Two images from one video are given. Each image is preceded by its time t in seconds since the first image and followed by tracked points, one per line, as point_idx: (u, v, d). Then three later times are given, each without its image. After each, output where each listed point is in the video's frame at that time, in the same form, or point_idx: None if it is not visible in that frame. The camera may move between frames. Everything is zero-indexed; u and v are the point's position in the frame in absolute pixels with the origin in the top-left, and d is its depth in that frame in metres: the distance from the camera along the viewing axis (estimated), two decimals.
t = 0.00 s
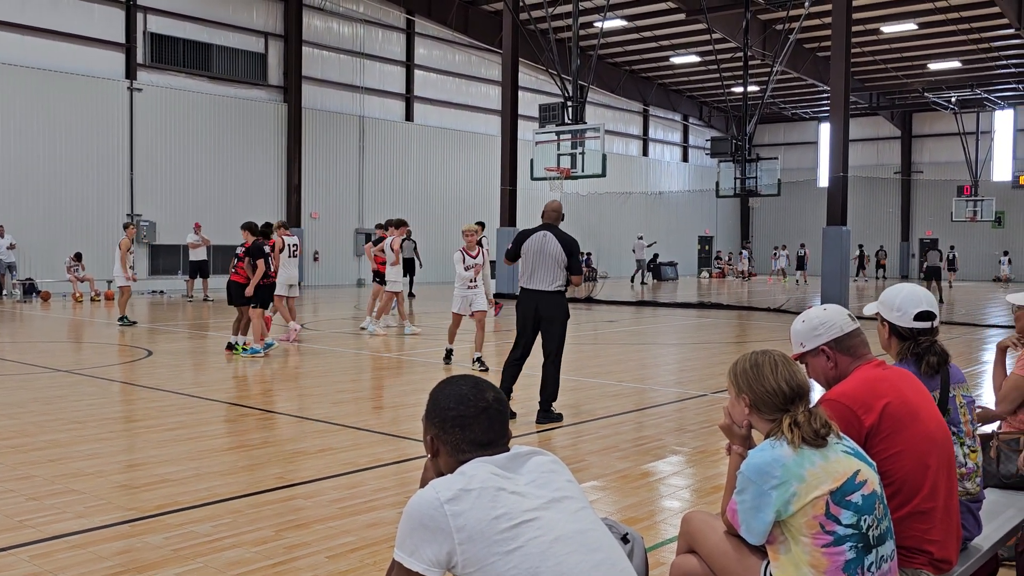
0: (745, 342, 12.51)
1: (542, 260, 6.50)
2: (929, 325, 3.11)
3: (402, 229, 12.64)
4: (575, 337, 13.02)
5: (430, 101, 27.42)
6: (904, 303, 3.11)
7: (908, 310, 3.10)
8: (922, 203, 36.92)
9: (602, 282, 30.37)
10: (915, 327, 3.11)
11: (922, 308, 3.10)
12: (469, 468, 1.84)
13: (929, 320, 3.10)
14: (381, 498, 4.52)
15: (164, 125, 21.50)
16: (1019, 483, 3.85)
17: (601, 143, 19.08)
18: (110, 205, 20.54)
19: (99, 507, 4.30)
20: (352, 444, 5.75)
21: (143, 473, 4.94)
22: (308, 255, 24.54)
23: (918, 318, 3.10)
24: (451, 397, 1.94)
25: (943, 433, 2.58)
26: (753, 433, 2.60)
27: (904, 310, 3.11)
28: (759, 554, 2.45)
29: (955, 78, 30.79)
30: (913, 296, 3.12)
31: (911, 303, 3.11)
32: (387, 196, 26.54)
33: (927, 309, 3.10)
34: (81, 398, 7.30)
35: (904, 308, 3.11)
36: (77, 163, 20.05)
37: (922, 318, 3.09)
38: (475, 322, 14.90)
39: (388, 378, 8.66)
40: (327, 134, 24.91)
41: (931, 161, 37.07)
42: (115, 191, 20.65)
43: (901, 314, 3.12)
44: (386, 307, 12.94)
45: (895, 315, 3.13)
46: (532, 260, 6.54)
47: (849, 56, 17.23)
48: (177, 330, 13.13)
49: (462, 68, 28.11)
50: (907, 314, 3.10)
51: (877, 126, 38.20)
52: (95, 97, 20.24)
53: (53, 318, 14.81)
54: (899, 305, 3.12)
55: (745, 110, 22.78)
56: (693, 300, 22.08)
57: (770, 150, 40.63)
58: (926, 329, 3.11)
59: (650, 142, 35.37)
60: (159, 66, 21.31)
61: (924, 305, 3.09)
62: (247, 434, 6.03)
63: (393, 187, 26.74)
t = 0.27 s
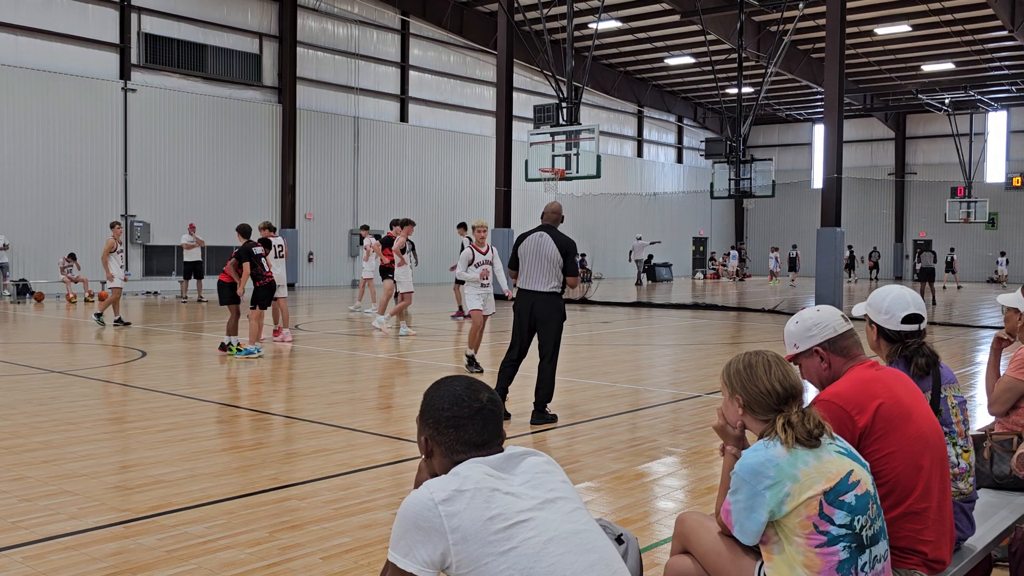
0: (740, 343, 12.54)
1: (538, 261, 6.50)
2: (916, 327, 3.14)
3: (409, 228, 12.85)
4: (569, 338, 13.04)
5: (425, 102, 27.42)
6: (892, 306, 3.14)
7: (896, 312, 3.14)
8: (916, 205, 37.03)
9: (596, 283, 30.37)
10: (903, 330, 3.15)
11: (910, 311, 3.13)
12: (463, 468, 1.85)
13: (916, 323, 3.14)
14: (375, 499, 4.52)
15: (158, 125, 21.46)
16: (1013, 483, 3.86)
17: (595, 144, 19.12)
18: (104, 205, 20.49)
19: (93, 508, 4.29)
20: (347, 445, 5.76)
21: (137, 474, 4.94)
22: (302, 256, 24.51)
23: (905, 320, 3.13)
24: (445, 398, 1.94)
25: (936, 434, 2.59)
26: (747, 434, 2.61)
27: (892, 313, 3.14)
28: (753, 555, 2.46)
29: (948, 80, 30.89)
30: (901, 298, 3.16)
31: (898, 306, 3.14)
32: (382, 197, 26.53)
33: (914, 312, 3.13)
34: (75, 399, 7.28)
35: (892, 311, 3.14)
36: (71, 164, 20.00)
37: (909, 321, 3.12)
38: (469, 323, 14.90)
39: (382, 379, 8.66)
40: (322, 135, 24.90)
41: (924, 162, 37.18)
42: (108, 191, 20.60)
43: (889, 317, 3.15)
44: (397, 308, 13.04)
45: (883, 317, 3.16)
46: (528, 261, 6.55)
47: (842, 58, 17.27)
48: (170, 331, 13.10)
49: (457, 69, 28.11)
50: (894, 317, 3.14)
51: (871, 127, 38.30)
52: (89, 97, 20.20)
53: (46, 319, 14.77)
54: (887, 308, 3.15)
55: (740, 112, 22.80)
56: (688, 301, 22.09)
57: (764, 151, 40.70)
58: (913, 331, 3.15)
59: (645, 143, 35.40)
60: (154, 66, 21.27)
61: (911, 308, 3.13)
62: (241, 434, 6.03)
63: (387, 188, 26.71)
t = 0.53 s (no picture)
0: (732, 344, 12.58)
1: (534, 262, 6.50)
2: (905, 327, 3.15)
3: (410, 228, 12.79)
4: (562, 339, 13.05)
5: (418, 102, 27.41)
6: (879, 307, 3.16)
7: (883, 313, 3.15)
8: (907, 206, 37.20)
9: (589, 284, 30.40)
10: (891, 330, 3.16)
11: (897, 311, 3.15)
12: (455, 470, 1.84)
13: (904, 323, 3.15)
14: (368, 500, 4.52)
15: (150, 125, 21.39)
16: (1003, 483, 3.88)
17: (588, 145, 19.17)
18: (95, 205, 20.42)
19: (84, 509, 4.28)
20: (339, 445, 5.75)
21: (128, 476, 4.92)
22: (295, 256, 24.47)
23: (893, 320, 3.15)
24: (437, 398, 1.94)
25: (926, 435, 2.60)
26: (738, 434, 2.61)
27: (880, 313, 3.15)
28: (745, 555, 2.46)
29: (940, 82, 31.01)
30: (888, 299, 3.18)
31: (886, 306, 3.16)
32: (374, 198, 26.49)
33: (902, 312, 3.15)
34: (65, 400, 7.26)
35: (880, 311, 3.16)
36: (62, 164, 19.92)
37: (897, 321, 3.14)
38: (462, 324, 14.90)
39: (374, 380, 8.65)
40: (315, 135, 24.87)
41: (915, 163, 37.32)
42: (100, 192, 20.53)
43: (877, 317, 3.16)
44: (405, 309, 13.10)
45: (872, 318, 3.17)
46: (523, 262, 6.54)
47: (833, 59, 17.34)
48: (162, 331, 13.05)
49: (450, 69, 28.11)
50: (882, 317, 3.15)
51: (862, 128, 38.44)
52: (80, 97, 20.12)
53: (38, 320, 14.71)
54: (874, 309, 3.17)
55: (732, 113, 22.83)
56: (680, 302, 22.13)
57: (756, 152, 40.81)
58: (902, 331, 3.16)
59: (637, 144, 35.43)
60: (145, 66, 21.19)
61: (899, 308, 3.14)
62: (233, 435, 6.01)
63: (380, 189, 26.68)
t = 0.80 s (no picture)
0: (721, 344, 12.61)
1: (528, 262, 6.47)
2: (891, 324, 3.16)
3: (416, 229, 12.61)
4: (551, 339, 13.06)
5: (408, 102, 27.40)
6: (866, 305, 3.17)
7: (869, 311, 3.16)
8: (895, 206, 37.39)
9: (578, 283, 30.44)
10: (878, 327, 3.17)
11: (883, 308, 3.16)
12: (444, 470, 1.84)
13: (891, 319, 3.16)
14: (357, 500, 4.51)
15: (139, 124, 21.29)
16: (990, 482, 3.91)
17: (578, 145, 19.19)
18: (84, 205, 20.31)
19: (72, 510, 4.25)
20: (328, 446, 5.74)
21: (117, 476, 4.90)
22: (284, 256, 24.38)
23: (880, 318, 3.15)
24: (426, 398, 1.93)
25: (914, 434, 2.61)
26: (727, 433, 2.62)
27: (866, 311, 3.17)
28: (733, 555, 2.47)
29: (928, 83, 31.16)
30: (874, 296, 3.19)
31: (872, 304, 3.17)
32: (364, 198, 26.44)
33: (889, 309, 3.16)
34: (53, 400, 7.21)
35: (866, 309, 3.17)
36: (50, 163, 19.80)
37: (884, 318, 3.14)
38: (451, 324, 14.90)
39: (364, 379, 8.64)
40: (305, 135, 24.81)
41: (904, 164, 37.48)
42: (89, 191, 20.43)
43: (863, 315, 3.17)
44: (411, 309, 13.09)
45: (858, 316, 3.18)
46: (517, 261, 6.50)
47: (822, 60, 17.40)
48: (150, 331, 12.99)
49: (439, 69, 28.09)
50: (869, 315, 3.16)
51: (851, 129, 38.60)
52: (69, 96, 20.01)
53: (25, 319, 14.63)
54: (860, 307, 3.18)
55: (721, 113, 22.88)
56: (670, 302, 22.17)
57: (745, 152, 40.92)
58: (889, 327, 3.17)
59: (627, 144, 35.47)
60: (134, 65, 21.10)
61: (885, 305, 3.16)
62: (222, 436, 5.99)
63: (369, 188, 26.63)
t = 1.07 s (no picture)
0: (708, 343, 12.64)
1: (517, 261, 6.48)
2: (877, 319, 3.18)
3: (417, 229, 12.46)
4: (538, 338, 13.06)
5: (395, 101, 27.36)
6: (851, 302, 3.19)
7: (856, 307, 3.18)
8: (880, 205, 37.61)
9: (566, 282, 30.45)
10: (864, 323, 3.19)
11: (869, 304, 3.18)
12: (430, 469, 1.84)
13: (877, 315, 3.18)
14: (344, 499, 4.50)
15: (124, 122, 21.17)
16: (973, 480, 3.96)
17: (565, 144, 19.18)
18: (69, 203, 20.18)
19: (57, 510, 4.22)
20: (315, 445, 5.72)
21: (102, 475, 4.87)
22: (271, 254, 24.27)
23: (866, 314, 3.17)
24: (413, 396, 1.93)
25: (899, 431, 2.63)
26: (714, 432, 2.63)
27: (852, 308, 3.18)
28: (720, 553, 2.48)
29: (913, 83, 31.35)
30: (859, 293, 3.21)
31: (857, 301, 3.19)
32: (351, 197, 26.36)
33: (875, 305, 3.18)
34: (37, 400, 7.16)
35: (852, 306, 3.19)
36: (34, 161, 19.65)
37: (870, 314, 3.16)
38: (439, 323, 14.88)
39: (351, 379, 8.61)
40: (292, 133, 24.72)
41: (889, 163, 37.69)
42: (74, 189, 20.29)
43: (849, 312, 3.19)
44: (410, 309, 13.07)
45: (844, 313, 3.20)
46: (506, 260, 6.49)
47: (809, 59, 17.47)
48: (136, 330, 12.91)
49: (427, 68, 28.04)
50: (855, 312, 3.18)
51: (837, 128, 38.78)
52: (54, 94, 19.86)
53: (9, 319, 14.52)
54: (847, 305, 3.20)
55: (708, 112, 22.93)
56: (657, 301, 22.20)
57: (732, 152, 41.04)
58: (876, 323, 3.18)
59: (614, 143, 35.50)
60: (120, 63, 20.96)
61: (871, 302, 3.18)
62: (208, 435, 5.96)
63: (356, 187, 26.55)
